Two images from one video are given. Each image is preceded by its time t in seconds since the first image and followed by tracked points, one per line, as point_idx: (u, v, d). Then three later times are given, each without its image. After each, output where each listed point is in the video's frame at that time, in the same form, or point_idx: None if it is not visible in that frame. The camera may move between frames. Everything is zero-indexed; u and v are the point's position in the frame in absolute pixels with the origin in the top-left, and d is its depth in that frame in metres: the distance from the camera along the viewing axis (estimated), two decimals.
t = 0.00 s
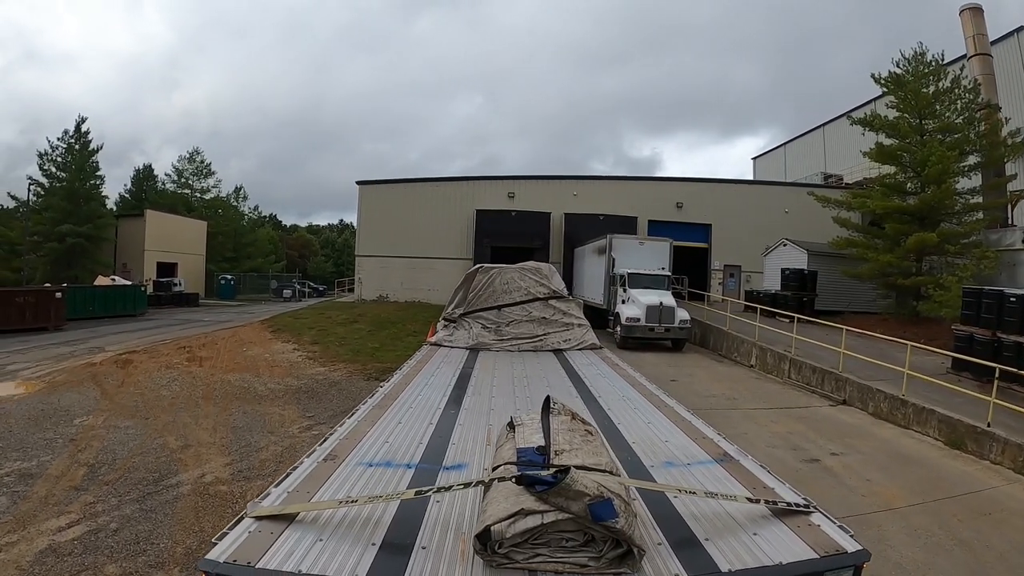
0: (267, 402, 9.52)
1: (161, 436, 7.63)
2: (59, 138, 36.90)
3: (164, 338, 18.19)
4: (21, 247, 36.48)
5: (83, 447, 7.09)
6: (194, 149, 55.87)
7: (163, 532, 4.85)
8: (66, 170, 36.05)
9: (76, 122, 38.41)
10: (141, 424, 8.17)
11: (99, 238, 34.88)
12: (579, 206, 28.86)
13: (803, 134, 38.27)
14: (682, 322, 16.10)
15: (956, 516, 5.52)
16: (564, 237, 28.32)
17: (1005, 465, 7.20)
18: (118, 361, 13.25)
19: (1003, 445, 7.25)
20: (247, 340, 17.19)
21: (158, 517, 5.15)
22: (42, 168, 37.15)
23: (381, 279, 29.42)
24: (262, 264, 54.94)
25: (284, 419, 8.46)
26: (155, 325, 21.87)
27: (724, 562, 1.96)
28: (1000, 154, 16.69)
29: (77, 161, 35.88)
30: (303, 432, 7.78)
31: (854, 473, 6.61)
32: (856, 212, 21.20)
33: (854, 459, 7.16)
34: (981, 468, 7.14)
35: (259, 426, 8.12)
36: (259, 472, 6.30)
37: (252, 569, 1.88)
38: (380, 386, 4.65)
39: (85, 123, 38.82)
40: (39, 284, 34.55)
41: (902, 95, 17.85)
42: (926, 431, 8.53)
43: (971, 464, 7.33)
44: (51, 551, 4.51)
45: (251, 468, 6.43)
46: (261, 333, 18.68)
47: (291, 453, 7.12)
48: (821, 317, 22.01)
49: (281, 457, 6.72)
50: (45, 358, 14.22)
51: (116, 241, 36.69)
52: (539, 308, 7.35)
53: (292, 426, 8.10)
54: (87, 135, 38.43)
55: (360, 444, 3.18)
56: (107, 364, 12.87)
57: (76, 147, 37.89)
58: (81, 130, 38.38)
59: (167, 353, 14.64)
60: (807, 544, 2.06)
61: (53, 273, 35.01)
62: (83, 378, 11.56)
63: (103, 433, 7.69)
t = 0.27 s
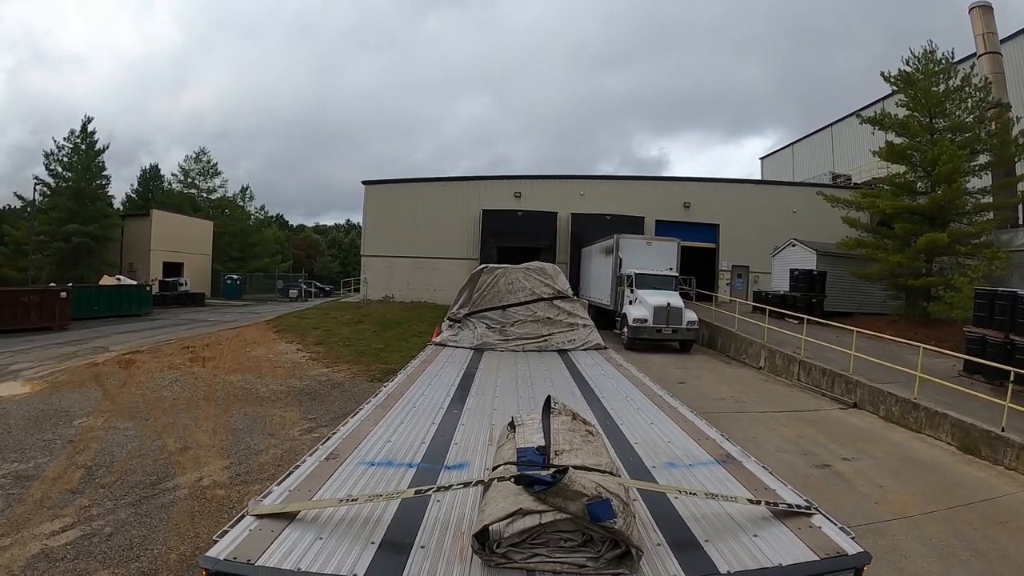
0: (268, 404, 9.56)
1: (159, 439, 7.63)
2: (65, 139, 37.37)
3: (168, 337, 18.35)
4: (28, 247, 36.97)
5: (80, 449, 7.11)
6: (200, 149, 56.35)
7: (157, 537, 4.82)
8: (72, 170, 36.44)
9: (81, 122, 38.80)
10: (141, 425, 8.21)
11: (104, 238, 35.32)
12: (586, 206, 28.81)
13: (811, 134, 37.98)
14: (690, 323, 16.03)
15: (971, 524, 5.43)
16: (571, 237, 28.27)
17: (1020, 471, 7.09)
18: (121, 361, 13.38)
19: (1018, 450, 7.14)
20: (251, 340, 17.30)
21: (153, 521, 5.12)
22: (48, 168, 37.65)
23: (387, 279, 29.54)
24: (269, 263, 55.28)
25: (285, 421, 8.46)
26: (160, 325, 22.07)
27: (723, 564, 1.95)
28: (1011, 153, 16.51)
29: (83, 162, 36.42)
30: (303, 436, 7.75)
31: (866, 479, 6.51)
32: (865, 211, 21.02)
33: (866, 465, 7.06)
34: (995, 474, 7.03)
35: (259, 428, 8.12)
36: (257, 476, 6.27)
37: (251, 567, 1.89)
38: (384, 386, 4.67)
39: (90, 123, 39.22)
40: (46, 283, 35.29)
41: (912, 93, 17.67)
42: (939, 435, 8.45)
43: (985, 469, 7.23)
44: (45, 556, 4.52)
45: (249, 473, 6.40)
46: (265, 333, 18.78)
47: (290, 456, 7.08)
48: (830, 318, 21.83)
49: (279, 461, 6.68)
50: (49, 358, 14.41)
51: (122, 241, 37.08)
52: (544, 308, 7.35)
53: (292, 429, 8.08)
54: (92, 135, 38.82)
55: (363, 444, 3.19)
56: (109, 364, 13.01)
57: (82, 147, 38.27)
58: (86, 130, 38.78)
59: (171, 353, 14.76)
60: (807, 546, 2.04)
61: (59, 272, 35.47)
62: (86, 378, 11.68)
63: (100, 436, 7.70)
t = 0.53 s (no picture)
0: (269, 405, 9.54)
1: (159, 440, 7.53)
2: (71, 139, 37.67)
3: (171, 338, 18.41)
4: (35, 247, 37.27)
5: (79, 451, 7.03)
6: (206, 150, 56.80)
7: (151, 544, 4.66)
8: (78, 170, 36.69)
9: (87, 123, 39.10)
10: (142, 426, 8.15)
11: (109, 238, 35.58)
12: (592, 206, 28.77)
13: (818, 133, 37.77)
14: (698, 324, 15.96)
15: (986, 531, 5.34)
16: (577, 237, 28.22)
17: None
18: (123, 362, 13.43)
19: None
20: (254, 341, 17.33)
21: (148, 526, 4.96)
22: (54, 168, 38.01)
23: (392, 279, 29.59)
24: (274, 264, 55.55)
25: (287, 423, 8.40)
26: (165, 325, 22.16)
27: (722, 565, 1.94)
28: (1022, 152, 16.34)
29: (88, 162, 36.69)
30: (304, 438, 7.63)
31: (879, 485, 6.39)
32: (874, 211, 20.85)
33: (878, 470, 6.94)
34: (1009, 479, 6.93)
35: (260, 430, 8.02)
36: (257, 478, 6.13)
37: (252, 566, 1.91)
38: (387, 386, 4.69)
39: (96, 123, 39.51)
40: (51, 283, 35.51)
41: (922, 91, 17.51)
42: (951, 439, 8.36)
43: (999, 474, 7.12)
44: (36, 562, 4.37)
45: (249, 476, 6.24)
46: (269, 334, 18.83)
47: (290, 459, 6.94)
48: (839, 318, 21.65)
49: (280, 463, 6.54)
50: (51, 359, 14.47)
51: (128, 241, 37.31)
52: (548, 308, 7.34)
53: (293, 431, 7.97)
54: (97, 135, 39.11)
55: (364, 443, 3.20)
56: (111, 365, 13.05)
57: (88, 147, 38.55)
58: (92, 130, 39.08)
59: (173, 354, 14.80)
60: (808, 547, 2.03)
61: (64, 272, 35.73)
62: (87, 379, 11.71)
63: (99, 438, 7.61)
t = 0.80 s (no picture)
0: (269, 408, 9.57)
1: (158, 443, 7.58)
2: (76, 140, 38.00)
3: (174, 339, 18.53)
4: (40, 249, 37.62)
5: (77, 454, 7.08)
6: (210, 151, 57.12)
7: (144, 550, 4.66)
8: (82, 172, 36.98)
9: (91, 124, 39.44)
10: (140, 429, 8.19)
11: (113, 239, 35.89)
12: (597, 205, 28.73)
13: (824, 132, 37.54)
14: (704, 324, 15.90)
15: (1001, 537, 5.25)
16: (582, 237, 28.18)
17: None
18: (125, 363, 13.54)
19: None
20: (257, 342, 17.43)
21: (142, 532, 4.97)
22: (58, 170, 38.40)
23: (396, 279, 29.67)
24: (279, 264, 55.84)
25: (287, 426, 8.41)
26: (168, 326, 22.34)
27: (721, 567, 1.93)
28: None
29: (92, 163, 36.96)
30: (303, 442, 7.64)
31: (890, 490, 6.30)
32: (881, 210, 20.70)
33: (889, 474, 6.85)
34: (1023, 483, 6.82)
35: (259, 433, 8.05)
36: (254, 483, 6.13)
37: (251, 563, 1.92)
38: (390, 386, 4.70)
39: (100, 124, 39.83)
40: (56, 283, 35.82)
41: (929, 88, 17.39)
42: (963, 442, 8.29)
43: (1013, 478, 7.03)
44: (28, 568, 4.39)
45: (245, 480, 6.25)
46: (272, 335, 18.92)
47: (288, 463, 6.96)
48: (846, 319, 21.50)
49: (277, 467, 6.55)
50: (54, 360, 14.62)
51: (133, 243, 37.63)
52: (552, 308, 7.34)
53: (293, 434, 7.99)
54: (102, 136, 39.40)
55: (366, 443, 3.22)
56: (112, 367, 13.16)
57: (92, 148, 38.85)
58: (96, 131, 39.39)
59: (176, 355, 14.92)
60: (806, 548, 2.02)
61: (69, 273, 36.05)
62: (88, 380, 11.81)
63: (97, 441, 7.66)
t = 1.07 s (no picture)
0: (268, 410, 9.61)
1: (155, 446, 7.62)
2: (80, 141, 38.29)
3: (176, 340, 18.66)
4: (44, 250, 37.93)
5: (73, 457, 7.13)
6: (214, 152, 57.43)
7: (136, 557, 4.66)
8: (86, 173, 37.24)
9: (96, 125, 39.72)
10: (138, 432, 8.24)
11: (117, 239, 36.18)
12: (602, 205, 28.70)
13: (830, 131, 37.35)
14: (711, 325, 15.85)
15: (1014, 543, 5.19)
16: (587, 237, 28.14)
17: None
18: (126, 364, 13.65)
19: None
20: (259, 343, 17.51)
21: (135, 538, 4.97)
22: (63, 171, 38.74)
23: (400, 280, 29.74)
24: (283, 265, 56.12)
25: (286, 429, 8.44)
26: (171, 327, 22.50)
27: (720, 568, 1.92)
28: None
29: (96, 164, 37.19)
30: (302, 445, 7.64)
31: (902, 496, 6.22)
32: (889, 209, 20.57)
33: (900, 479, 6.77)
34: None
35: (258, 436, 8.08)
36: (250, 488, 6.13)
37: (250, 562, 1.93)
38: (393, 386, 4.72)
39: (103, 125, 40.13)
40: (61, 284, 36.12)
41: (937, 86, 17.28)
42: (974, 445, 8.21)
43: None
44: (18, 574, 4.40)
45: (241, 485, 6.25)
46: (274, 336, 19.00)
47: (285, 467, 6.98)
48: (854, 319, 21.38)
49: (274, 472, 6.56)
50: (55, 361, 14.74)
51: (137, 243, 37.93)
52: (555, 308, 7.34)
53: (291, 437, 8.01)
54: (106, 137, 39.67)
55: (367, 443, 3.23)
56: (113, 368, 13.27)
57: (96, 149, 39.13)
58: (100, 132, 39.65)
59: (177, 356, 15.01)
60: (806, 550, 2.01)
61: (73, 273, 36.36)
62: (88, 382, 11.91)
63: (94, 443, 7.72)
